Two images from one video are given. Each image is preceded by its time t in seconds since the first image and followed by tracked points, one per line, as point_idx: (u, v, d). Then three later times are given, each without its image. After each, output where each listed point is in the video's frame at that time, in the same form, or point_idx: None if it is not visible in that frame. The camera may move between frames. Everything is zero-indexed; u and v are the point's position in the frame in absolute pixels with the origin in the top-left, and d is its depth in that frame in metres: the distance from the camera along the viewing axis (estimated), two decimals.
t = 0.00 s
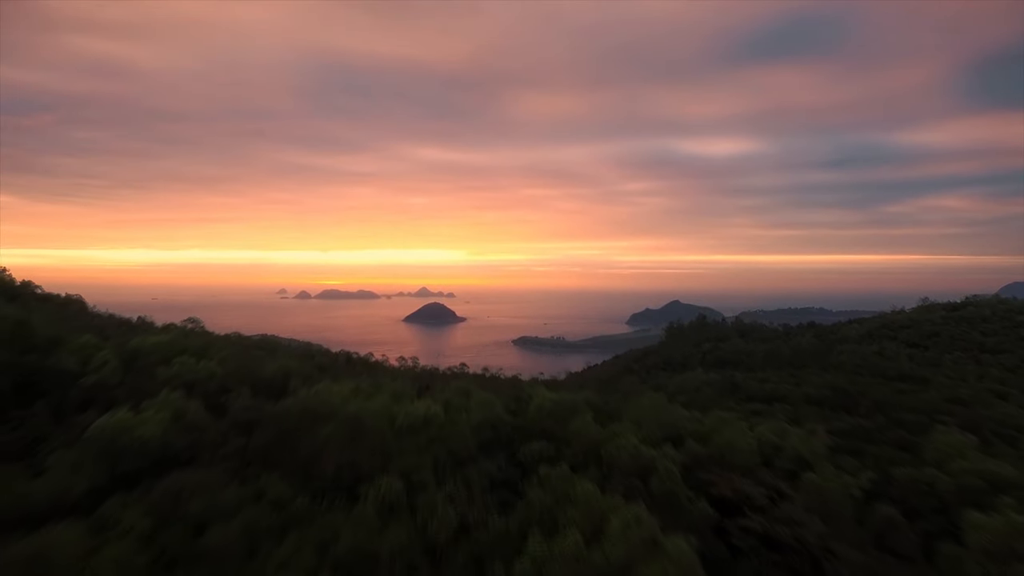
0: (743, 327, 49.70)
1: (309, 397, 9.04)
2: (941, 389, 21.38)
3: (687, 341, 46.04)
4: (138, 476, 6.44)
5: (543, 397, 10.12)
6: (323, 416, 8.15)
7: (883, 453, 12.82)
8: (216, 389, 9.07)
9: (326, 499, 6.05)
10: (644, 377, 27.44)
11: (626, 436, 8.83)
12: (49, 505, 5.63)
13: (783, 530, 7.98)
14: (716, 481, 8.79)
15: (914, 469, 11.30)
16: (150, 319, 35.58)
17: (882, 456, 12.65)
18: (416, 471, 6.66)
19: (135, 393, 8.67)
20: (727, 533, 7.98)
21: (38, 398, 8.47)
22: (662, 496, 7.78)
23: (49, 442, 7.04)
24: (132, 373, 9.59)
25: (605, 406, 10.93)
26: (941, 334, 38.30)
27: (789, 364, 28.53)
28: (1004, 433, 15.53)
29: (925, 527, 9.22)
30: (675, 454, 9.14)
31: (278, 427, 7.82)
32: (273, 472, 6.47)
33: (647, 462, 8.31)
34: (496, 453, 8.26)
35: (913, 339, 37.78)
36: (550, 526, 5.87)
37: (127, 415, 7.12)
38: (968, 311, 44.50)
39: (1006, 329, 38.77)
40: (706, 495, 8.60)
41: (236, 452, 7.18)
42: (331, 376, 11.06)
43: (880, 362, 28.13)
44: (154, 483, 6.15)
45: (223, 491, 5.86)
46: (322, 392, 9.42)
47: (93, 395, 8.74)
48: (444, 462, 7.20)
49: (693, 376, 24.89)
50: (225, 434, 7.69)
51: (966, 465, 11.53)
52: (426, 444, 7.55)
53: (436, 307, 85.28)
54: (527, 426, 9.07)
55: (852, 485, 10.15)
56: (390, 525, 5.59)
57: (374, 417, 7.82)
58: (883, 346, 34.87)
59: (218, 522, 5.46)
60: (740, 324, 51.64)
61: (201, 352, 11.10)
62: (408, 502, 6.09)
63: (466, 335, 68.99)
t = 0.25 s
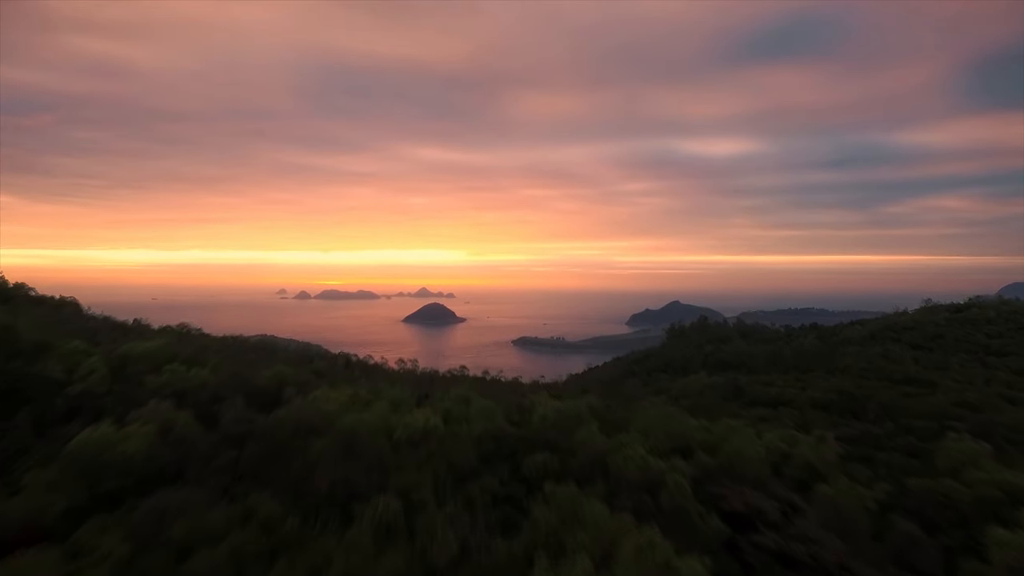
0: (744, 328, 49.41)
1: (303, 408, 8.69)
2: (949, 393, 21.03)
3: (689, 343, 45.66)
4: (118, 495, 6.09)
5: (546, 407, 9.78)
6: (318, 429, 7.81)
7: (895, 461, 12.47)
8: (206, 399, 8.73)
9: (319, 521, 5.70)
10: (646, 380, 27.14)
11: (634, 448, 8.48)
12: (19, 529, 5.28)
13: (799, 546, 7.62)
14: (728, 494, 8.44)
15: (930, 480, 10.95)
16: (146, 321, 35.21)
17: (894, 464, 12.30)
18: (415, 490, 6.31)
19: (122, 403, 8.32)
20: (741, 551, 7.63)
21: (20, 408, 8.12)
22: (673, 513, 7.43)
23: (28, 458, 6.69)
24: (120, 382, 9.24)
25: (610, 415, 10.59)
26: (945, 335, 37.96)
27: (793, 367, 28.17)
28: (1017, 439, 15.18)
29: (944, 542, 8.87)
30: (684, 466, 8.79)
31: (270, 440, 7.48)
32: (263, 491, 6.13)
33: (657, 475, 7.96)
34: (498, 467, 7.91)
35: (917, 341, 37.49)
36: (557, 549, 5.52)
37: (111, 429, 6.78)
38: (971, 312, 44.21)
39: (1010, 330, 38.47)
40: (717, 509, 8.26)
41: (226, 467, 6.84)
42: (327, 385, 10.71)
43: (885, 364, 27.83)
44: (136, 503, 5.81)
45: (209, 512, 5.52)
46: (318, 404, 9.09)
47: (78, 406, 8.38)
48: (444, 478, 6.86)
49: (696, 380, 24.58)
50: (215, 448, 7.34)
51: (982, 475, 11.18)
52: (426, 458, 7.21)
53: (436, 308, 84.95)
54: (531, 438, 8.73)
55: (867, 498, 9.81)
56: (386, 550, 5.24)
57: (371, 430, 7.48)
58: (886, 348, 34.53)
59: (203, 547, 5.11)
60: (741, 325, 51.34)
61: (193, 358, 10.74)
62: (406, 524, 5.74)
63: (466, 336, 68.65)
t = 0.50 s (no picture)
0: (747, 329, 49.08)
1: (298, 419, 8.35)
2: (957, 398, 20.66)
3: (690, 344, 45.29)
4: (98, 516, 5.75)
5: (551, 417, 9.43)
6: (313, 443, 7.48)
7: (908, 470, 12.12)
8: (197, 409, 8.39)
9: (312, 545, 5.36)
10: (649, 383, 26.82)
11: (643, 461, 8.14)
12: None
13: (816, 565, 7.27)
14: (741, 509, 8.09)
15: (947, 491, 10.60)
16: (143, 321, 34.84)
17: (907, 473, 11.95)
18: (414, 510, 5.97)
19: (108, 414, 7.97)
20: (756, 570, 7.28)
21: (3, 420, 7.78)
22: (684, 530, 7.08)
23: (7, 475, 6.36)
24: (108, 391, 8.89)
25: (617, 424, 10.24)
26: (950, 338, 37.59)
27: (797, 370, 27.80)
28: None
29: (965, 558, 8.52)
30: (695, 479, 8.44)
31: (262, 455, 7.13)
32: (253, 513, 5.79)
33: (666, 489, 7.61)
34: (501, 482, 7.57)
35: (921, 343, 37.15)
36: None
37: (94, 445, 6.44)
38: (976, 314, 43.86)
39: (1015, 332, 38.13)
40: (729, 525, 7.90)
41: (215, 485, 6.50)
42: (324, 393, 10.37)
43: (890, 367, 27.50)
44: (117, 527, 5.48)
45: (194, 538, 5.18)
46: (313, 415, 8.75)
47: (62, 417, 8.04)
48: (445, 496, 6.52)
49: (701, 383, 24.24)
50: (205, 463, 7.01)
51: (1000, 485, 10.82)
52: (425, 474, 6.86)
53: (436, 308, 84.56)
54: (535, 450, 8.38)
55: (883, 510, 9.45)
56: None
57: (368, 444, 7.13)
58: (891, 351, 34.17)
59: None
60: (743, 326, 50.99)
61: (185, 365, 10.40)
62: (403, 548, 5.39)
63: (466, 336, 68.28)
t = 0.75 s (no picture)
0: (749, 330, 48.75)
1: (292, 431, 7.99)
2: (966, 403, 20.30)
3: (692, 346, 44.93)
4: (75, 540, 5.41)
5: (556, 427, 9.07)
6: (307, 457, 7.13)
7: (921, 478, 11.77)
8: (186, 420, 8.04)
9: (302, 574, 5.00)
10: (652, 387, 26.44)
11: (652, 475, 7.78)
12: None
13: None
14: (755, 525, 7.72)
15: (965, 503, 10.23)
16: (140, 321, 34.55)
17: (921, 483, 11.59)
18: (412, 533, 5.63)
19: (92, 426, 7.60)
20: None
21: None
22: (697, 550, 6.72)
23: None
24: (94, 399, 8.52)
25: (623, 434, 9.90)
26: (954, 340, 37.23)
27: (801, 373, 27.44)
28: None
29: None
30: (706, 493, 8.08)
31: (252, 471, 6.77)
32: (241, 536, 5.45)
33: (677, 505, 7.25)
34: (504, 498, 7.21)
35: (925, 345, 36.82)
36: None
37: (73, 462, 6.09)
38: (979, 316, 43.49)
39: (1019, 334, 37.80)
40: (743, 542, 7.54)
41: (202, 502, 6.15)
42: (321, 403, 10.02)
43: (896, 370, 27.14)
44: (94, 552, 5.14)
45: (175, 566, 4.83)
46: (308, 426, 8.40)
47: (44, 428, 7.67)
48: (445, 517, 6.16)
49: (704, 387, 23.88)
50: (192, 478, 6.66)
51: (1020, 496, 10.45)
52: (424, 491, 6.50)
53: (436, 308, 84.20)
54: (539, 463, 8.02)
55: (901, 524, 9.08)
56: None
57: (365, 459, 6.77)
58: (895, 353, 33.81)
59: None
60: (745, 327, 50.65)
61: (175, 372, 10.01)
62: None
63: (467, 337, 67.91)
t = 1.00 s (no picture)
0: (750, 332, 48.46)
1: (285, 445, 7.65)
2: (975, 407, 19.95)
3: (693, 347, 44.57)
4: (49, 567, 5.07)
5: (560, 439, 8.72)
6: (300, 474, 6.78)
7: (935, 487, 11.43)
8: (174, 433, 7.69)
9: None
10: (655, 391, 26.09)
11: (662, 491, 7.42)
12: None
13: None
14: (770, 543, 7.35)
15: (985, 516, 9.86)
16: (137, 321, 34.25)
17: (935, 492, 11.24)
18: (410, 559, 5.27)
19: (75, 439, 7.26)
20: None
21: None
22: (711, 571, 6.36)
23: None
24: (79, 410, 8.19)
25: (630, 446, 9.56)
26: (958, 342, 36.89)
27: (805, 376, 27.10)
28: None
29: None
30: (719, 508, 7.72)
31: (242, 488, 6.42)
32: (227, 561, 5.10)
33: (689, 522, 6.89)
34: (507, 516, 6.86)
35: (928, 346, 36.53)
36: None
37: (50, 481, 5.74)
38: (983, 317, 43.19)
39: None
40: (758, 561, 7.18)
41: (187, 523, 5.80)
42: (317, 413, 9.67)
43: (901, 373, 26.82)
44: None
45: None
46: (302, 438, 8.05)
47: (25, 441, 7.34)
48: (445, 539, 5.80)
49: (708, 391, 23.53)
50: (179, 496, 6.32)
51: None
52: (423, 510, 6.15)
53: (435, 308, 83.83)
54: (544, 477, 7.67)
55: (920, 540, 8.71)
56: None
57: (360, 477, 6.43)
58: (899, 355, 33.46)
59: None
60: (746, 328, 50.35)
61: (166, 380, 9.68)
62: None
63: (466, 338, 67.61)
